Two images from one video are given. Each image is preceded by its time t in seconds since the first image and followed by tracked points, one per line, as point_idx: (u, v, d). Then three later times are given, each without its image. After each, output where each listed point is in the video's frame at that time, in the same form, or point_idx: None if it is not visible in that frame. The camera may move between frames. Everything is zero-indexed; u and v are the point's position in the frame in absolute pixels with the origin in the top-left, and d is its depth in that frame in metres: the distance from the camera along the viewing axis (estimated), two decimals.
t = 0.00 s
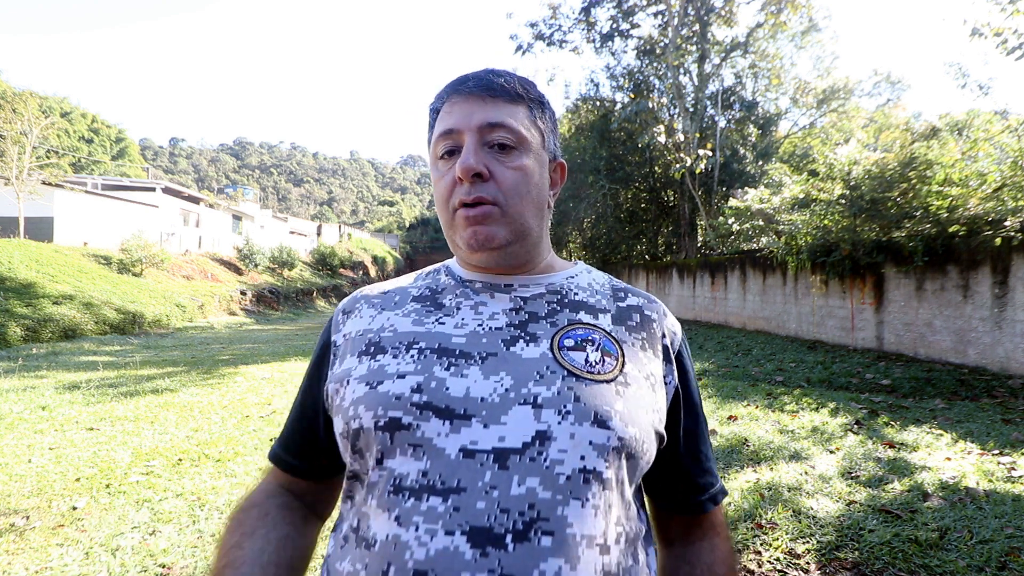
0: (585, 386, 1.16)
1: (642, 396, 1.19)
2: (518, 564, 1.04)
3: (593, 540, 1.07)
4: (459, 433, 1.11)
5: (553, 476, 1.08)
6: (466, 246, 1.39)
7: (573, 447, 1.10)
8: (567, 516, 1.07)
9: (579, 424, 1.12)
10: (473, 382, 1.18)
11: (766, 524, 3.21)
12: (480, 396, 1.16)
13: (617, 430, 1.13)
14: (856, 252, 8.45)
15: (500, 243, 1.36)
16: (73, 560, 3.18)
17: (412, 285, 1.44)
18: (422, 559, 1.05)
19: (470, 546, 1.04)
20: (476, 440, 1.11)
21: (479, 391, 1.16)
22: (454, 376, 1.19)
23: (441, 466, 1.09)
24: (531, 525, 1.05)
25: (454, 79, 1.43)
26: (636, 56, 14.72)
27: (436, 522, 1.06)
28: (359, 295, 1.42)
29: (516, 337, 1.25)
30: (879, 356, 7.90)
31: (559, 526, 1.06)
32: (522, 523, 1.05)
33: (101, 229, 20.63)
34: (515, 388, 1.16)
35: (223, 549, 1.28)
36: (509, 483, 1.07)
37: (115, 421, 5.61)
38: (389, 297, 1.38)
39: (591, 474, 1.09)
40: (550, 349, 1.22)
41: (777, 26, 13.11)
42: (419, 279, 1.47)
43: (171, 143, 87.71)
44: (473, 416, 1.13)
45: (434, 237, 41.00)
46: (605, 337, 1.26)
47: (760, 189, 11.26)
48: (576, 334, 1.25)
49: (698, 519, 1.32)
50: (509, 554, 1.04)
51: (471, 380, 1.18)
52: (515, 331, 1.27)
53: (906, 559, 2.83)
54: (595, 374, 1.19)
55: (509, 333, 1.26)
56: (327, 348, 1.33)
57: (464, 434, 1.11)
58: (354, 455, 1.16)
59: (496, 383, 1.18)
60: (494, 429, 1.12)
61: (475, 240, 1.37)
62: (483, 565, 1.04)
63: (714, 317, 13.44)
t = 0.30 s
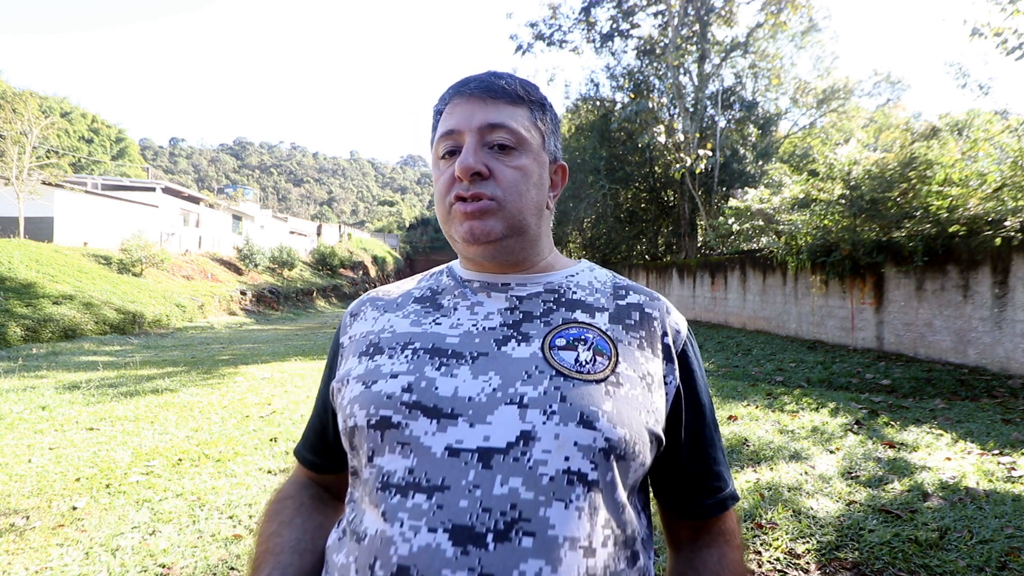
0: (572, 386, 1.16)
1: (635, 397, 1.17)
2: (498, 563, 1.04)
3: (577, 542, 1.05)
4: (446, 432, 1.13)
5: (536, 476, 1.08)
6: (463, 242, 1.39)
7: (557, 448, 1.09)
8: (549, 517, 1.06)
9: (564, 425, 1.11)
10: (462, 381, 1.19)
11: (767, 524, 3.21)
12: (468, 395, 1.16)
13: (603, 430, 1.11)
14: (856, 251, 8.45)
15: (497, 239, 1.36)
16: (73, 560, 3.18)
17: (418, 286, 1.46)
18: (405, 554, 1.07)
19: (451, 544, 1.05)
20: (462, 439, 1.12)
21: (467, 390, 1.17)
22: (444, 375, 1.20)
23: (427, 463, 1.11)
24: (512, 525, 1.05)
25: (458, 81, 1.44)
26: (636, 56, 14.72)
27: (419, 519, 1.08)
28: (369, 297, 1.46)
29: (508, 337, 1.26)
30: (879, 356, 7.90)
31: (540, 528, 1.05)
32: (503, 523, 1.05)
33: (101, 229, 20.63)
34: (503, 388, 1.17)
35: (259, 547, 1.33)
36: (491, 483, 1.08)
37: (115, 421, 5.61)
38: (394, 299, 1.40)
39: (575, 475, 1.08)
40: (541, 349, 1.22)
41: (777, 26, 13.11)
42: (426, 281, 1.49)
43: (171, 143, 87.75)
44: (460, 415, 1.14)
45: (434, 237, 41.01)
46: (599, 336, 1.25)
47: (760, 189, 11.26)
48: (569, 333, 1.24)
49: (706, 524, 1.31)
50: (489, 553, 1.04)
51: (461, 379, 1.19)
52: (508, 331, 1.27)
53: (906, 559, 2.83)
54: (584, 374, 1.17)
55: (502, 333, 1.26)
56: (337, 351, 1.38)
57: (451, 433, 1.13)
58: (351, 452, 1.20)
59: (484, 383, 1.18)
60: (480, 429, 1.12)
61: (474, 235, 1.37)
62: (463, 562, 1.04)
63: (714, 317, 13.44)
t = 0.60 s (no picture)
0: (585, 388, 1.16)
1: (645, 399, 1.18)
2: (514, 561, 1.05)
3: (590, 541, 1.07)
4: (460, 431, 1.12)
5: (551, 476, 1.08)
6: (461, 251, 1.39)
7: (571, 449, 1.10)
8: (564, 517, 1.07)
9: (578, 426, 1.11)
10: (475, 381, 1.18)
11: (767, 524, 3.21)
12: (482, 395, 1.16)
13: (616, 433, 1.12)
14: (856, 251, 8.46)
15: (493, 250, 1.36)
16: (73, 560, 3.18)
17: (424, 283, 1.45)
18: (422, 552, 1.07)
19: (468, 543, 1.06)
20: (476, 438, 1.12)
21: (481, 390, 1.17)
22: (457, 374, 1.19)
23: (442, 463, 1.10)
24: (528, 524, 1.06)
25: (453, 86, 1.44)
26: (636, 56, 14.73)
27: (436, 518, 1.08)
28: (373, 292, 1.44)
29: (520, 337, 1.25)
30: (879, 356, 7.90)
31: (555, 527, 1.06)
32: (519, 522, 1.06)
33: (101, 229, 20.63)
34: (516, 389, 1.17)
35: (248, 529, 1.32)
36: (507, 483, 1.08)
37: (115, 421, 5.61)
38: (400, 295, 1.39)
39: (589, 476, 1.09)
40: (552, 350, 1.22)
41: (777, 26, 13.12)
42: (430, 279, 1.48)
43: (172, 143, 87.80)
44: (474, 415, 1.14)
45: (434, 237, 41.03)
46: (610, 339, 1.25)
47: (760, 189, 11.26)
48: (579, 335, 1.24)
49: (708, 525, 1.32)
50: (505, 552, 1.05)
51: (474, 379, 1.18)
52: (518, 331, 1.27)
53: (906, 559, 2.83)
54: (597, 377, 1.18)
55: (513, 333, 1.26)
56: (342, 345, 1.36)
57: (465, 433, 1.12)
58: (362, 450, 1.19)
59: (498, 383, 1.18)
60: (495, 429, 1.12)
61: (470, 248, 1.38)
62: (480, 561, 1.05)
63: (714, 317, 13.44)
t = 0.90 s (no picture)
0: (592, 396, 1.16)
1: (649, 404, 1.20)
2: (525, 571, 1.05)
3: (598, 549, 1.09)
4: (468, 442, 1.12)
5: (561, 486, 1.09)
6: (462, 259, 1.38)
7: (580, 458, 1.11)
8: (573, 527, 1.08)
9: (587, 436, 1.12)
10: (481, 389, 1.17)
11: (766, 524, 3.21)
12: (489, 403, 1.15)
13: (624, 440, 1.14)
14: (856, 252, 8.46)
15: (494, 258, 1.35)
16: (73, 560, 3.18)
17: (420, 282, 1.44)
18: (432, 566, 1.06)
19: (478, 556, 1.06)
20: (485, 450, 1.11)
21: (487, 398, 1.16)
22: (463, 382, 1.18)
23: (451, 475, 1.10)
24: (539, 535, 1.06)
25: (443, 83, 1.41)
26: (636, 56, 14.73)
27: (445, 531, 1.07)
28: (367, 291, 1.42)
29: (524, 342, 1.25)
30: (880, 356, 7.90)
31: (565, 537, 1.07)
32: (530, 534, 1.06)
33: (101, 229, 20.64)
34: (523, 397, 1.16)
35: (252, 534, 1.28)
36: (517, 494, 1.08)
37: (114, 421, 5.61)
38: (397, 296, 1.37)
39: (598, 485, 1.10)
40: (558, 356, 1.22)
41: (777, 26, 13.12)
42: (426, 277, 1.46)
43: (172, 143, 87.86)
44: (482, 425, 1.13)
45: (434, 237, 41.00)
46: (613, 343, 1.25)
47: (760, 189, 11.26)
48: (584, 340, 1.25)
49: (704, 519, 1.33)
50: (516, 564, 1.05)
51: (480, 387, 1.18)
52: (522, 335, 1.26)
53: (906, 559, 2.83)
54: (603, 383, 1.18)
55: (516, 338, 1.26)
56: (336, 346, 1.33)
57: (474, 444, 1.12)
58: (365, 459, 1.18)
59: (504, 391, 1.17)
60: (503, 440, 1.12)
61: (471, 256, 1.36)
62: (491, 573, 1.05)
63: (714, 317, 13.44)
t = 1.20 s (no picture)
0: (587, 393, 1.17)
1: (642, 401, 1.21)
2: (523, 567, 1.05)
3: (595, 544, 1.09)
4: (465, 440, 1.12)
5: (558, 482, 1.09)
6: (463, 267, 1.37)
7: (576, 454, 1.11)
8: (571, 522, 1.08)
9: (582, 432, 1.13)
10: (476, 388, 1.18)
11: (767, 524, 3.22)
12: (484, 402, 1.16)
13: (618, 437, 1.14)
14: (856, 252, 8.46)
15: (497, 267, 1.35)
16: (73, 560, 3.18)
17: (412, 284, 1.44)
18: (431, 563, 1.06)
19: (476, 552, 1.05)
20: (482, 447, 1.11)
21: (483, 397, 1.16)
22: (458, 381, 1.19)
23: (447, 472, 1.10)
24: (536, 531, 1.06)
25: (443, 88, 1.39)
26: (636, 55, 14.73)
27: (443, 528, 1.07)
28: (359, 292, 1.42)
29: (518, 341, 1.25)
30: (879, 356, 7.90)
31: (563, 532, 1.07)
32: (527, 529, 1.06)
33: (101, 229, 20.63)
34: (519, 395, 1.17)
35: (231, 534, 1.24)
36: (514, 490, 1.08)
37: (115, 421, 5.61)
38: (390, 297, 1.37)
39: (594, 480, 1.11)
40: (552, 355, 1.22)
41: (777, 26, 13.12)
42: (418, 279, 1.45)
43: (172, 143, 87.81)
44: (478, 423, 1.13)
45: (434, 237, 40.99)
46: (606, 342, 1.26)
47: (760, 189, 11.26)
48: (578, 339, 1.26)
49: (697, 516, 1.33)
50: (514, 559, 1.05)
51: (476, 386, 1.18)
52: (517, 335, 1.27)
53: (906, 559, 2.83)
54: (597, 381, 1.19)
55: (511, 337, 1.26)
56: (326, 348, 1.32)
57: (470, 442, 1.12)
58: (359, 459, 1.17)
59: (499, 389, 1.18)
60: (500, 437, 1.12)
61: (472, 264, 1.35)
62: (489, 569, 1.05)
63: (714, 317, 13.44)
